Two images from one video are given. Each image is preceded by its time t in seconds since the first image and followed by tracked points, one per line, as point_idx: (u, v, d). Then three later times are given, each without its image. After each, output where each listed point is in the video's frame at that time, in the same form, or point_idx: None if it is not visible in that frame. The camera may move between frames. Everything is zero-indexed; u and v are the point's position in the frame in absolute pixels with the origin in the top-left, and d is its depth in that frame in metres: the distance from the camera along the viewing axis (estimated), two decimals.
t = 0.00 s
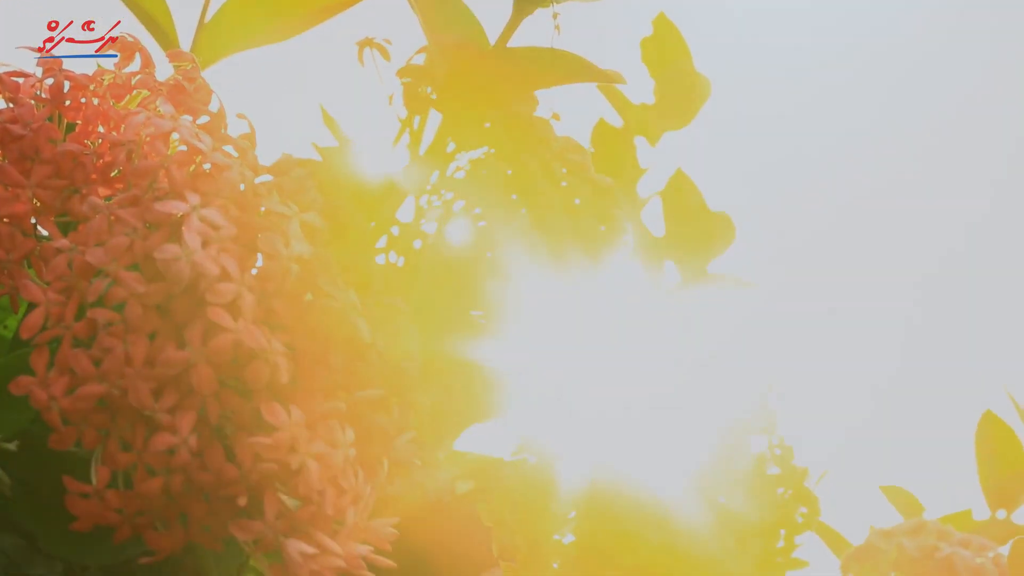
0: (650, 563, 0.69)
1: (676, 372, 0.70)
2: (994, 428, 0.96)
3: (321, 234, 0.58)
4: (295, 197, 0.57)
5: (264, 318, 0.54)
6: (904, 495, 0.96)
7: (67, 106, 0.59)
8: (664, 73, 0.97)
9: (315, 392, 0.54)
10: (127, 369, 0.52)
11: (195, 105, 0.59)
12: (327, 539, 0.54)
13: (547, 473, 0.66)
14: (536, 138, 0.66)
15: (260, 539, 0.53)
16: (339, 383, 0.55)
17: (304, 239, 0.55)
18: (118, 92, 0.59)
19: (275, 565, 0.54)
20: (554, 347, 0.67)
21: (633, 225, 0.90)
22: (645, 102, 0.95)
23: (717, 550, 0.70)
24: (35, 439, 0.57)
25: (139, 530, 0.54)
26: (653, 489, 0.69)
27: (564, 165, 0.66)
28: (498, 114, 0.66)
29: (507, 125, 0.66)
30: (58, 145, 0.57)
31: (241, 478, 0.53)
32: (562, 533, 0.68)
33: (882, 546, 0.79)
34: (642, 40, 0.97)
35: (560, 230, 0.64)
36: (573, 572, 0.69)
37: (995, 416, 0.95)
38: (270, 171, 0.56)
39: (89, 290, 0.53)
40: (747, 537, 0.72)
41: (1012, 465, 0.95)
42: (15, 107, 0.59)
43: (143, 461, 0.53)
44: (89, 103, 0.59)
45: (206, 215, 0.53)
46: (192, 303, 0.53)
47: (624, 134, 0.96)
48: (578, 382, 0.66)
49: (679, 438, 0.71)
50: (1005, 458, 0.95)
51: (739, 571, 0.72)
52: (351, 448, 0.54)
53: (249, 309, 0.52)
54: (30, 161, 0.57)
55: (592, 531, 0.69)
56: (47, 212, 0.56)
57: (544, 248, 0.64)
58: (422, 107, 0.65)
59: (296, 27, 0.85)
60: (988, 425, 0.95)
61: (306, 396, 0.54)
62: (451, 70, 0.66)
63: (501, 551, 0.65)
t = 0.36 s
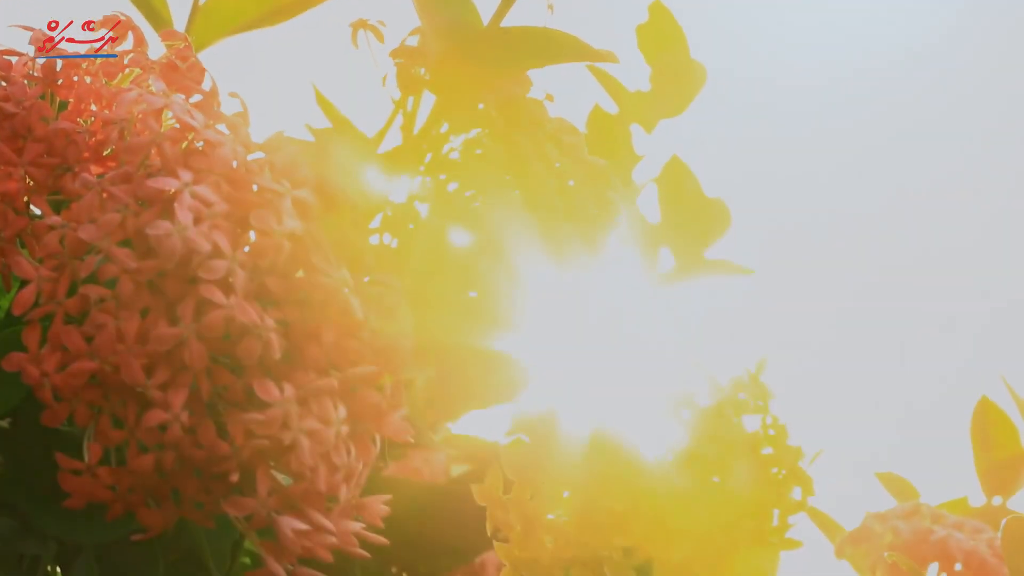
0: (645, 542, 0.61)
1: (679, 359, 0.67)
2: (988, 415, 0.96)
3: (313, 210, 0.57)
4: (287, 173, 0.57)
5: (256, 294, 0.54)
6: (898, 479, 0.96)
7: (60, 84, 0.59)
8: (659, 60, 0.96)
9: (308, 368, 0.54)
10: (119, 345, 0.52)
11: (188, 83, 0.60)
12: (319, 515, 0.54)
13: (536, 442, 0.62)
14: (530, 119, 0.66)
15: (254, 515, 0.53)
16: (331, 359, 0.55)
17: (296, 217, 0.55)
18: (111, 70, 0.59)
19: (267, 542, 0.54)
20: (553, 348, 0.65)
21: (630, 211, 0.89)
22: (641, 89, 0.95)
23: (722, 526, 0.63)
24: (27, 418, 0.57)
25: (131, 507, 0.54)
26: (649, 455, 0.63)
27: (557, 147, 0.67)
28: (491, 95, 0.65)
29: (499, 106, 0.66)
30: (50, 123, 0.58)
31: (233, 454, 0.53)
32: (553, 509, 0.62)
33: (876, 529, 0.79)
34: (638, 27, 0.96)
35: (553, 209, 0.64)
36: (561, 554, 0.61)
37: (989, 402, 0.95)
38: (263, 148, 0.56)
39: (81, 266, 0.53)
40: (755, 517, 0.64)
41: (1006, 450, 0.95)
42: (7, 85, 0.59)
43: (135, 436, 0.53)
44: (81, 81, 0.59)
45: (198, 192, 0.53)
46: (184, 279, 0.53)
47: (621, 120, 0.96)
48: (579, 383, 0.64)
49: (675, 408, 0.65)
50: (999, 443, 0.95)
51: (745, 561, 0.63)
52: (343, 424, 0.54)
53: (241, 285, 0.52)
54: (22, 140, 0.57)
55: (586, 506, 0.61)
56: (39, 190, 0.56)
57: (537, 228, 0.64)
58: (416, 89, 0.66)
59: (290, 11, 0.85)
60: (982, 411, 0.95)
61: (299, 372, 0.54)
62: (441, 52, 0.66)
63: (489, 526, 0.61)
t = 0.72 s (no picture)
0: (637, 522, 0.60)
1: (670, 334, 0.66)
2: (985, 402, 0.96)
3: (306, 186, 0.57)
4: (280, 149, 0.56)
5: (248, 270, 0.54)
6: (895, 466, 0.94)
7: (53, 61, 0.59)
8: (655, 47, 0.96)
9: (300, 345, 0.54)
10: (111, 321, 0.52)
11: (181, 61, 0.60)
12: (312, 492, 0.54)
13: (527, 419, 0.62)
14: (523, 100, 0.67)
15: (246, 492, 0.53)
16: (324, 336, 0.54)
17: (290, 194, 0.55)
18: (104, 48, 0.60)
19: (259, 520, 0.54)
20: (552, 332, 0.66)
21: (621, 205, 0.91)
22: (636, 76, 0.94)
23: (712, 507, 0.61)
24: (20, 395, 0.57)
25: (123, 483, 0.54)
26: (640, 433, 0.62)
27: (550, 127, 0.68)
28: (485, 75, 0.66)
29: (493, 87, 0.66)
30: (44, 101, 0.57)
31: (225, 430, 0.53)
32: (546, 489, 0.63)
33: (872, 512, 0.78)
34: (634, 13, 0.95)
35: (548, 188, 0.65)
36: (553, 533, 0.62)
37: (986, 389, 0.95)
38: (256, 124, 0.56)
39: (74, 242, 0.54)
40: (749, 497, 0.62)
41: (1003, 436, 0.95)
42: None
43: (128, 413, 0.53)
44: (74, 59, 0.59)
45: (190, 168, 0.53)
46: (177, 255, 0.53)
47: (616, 106, 0.96)
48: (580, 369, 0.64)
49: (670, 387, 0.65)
50: (995, 429, 0.94)
51: (739, 540, 0.62)
52: (336, 401, 0.54)
53: (234, 261, 0.52)
54: (15, 117, 0.57)
55: (578, 484, 0.61)
56: (32, 167, 0.56)
57: (530, 208, 0.64)
58: (411, 69, 0.66)
59: None
60: (978, 397, 0.95)
61: (291, 349, 0.54)
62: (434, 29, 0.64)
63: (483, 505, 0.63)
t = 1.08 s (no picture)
0: (630, 504, 0.60)
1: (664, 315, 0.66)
2: (979, 390, 0.96)
3: (298, 166, 0.57)
4: (272, 129, 0.56)
5: (239, 249, 0.54)
6: (890, 455, 0.92)
7: (45, 42, 0.59)
8: (650, 34, 0.95)
9: (292, 324, 0.54)
10: (103, 300, 0.52)
11: (173, 42, 0.60)
12: (304, 471, 0.54)
13: (519, 402, 0.62)
14: (516, 82, 0.66)
15: (237, 471, 0.53)
16: (316, 315, 0.54)
17: (281, 173, 0.55)
18: (95, 30, 0.61)
19: (251, 499, 0.54)
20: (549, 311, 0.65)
21: (615, 193, 0.92)
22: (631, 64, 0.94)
23: (704, 489, 0.61)
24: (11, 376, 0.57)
25: (115, 462, 0.54)
26: (632, 416, 0.63)
27: (544, 110, 0.67)
28: (477, 57, 0.65)
29: (486, 69, 0.66)
30: (35, 81, 0.57)
31: (217, 409, 0.53)
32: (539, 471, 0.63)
33: (867, 497, 0.78)
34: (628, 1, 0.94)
35: (541, 170, 0.64)
36: (546, 515, 0.61)
37: (981, 377, 0.95)
38: (247, 104, 0.56)
39: (66, 221, 0.54)
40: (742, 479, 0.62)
41: (998, 425, 0.95)
42: None
43: (120, 392, 0.53)
44: (66, 40, 0.60)
45: (182, 147, 0.53)
46: (168, 235, 0.53)
47: (612, 94, 0.96)
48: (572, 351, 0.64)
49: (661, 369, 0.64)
50: (990, 418, 0.95)
51: (733, 522, 0.62)
52: (328, 380, 0.54)
53: (225, 240, 0.52)
54: (7, 98, 0.57)
55: (571, 466, 0.61)
56: (23, 148, 0.56)
57: (523, 191, 0.63)
58: (403, 51, 0.66)
59: None
60: (972, 385, 0.95)
61: (282, 328, 0.54)
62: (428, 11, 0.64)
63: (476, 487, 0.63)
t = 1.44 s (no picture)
0: (625, 490, 0.60)
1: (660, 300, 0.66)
2: (976, 381, 0.96)
3: (293, 150, 0.57)
4: (267, 112, 0.56)
5: (234, 232, 0.54)
6: (887, 446, 0.91)
7: (40, 26, 0.59)
8: (647, 25, 0.95)
9: (286, 308, 0.54)
10: (97, 283, 0.52)
11: (168, 26, 0.60)
12: (298, 455, 0.54)
13: (515, 387, 0.62)
14: (511, 68, 0.66)
15: (232, 454, 0.53)
16: (311, 298, 0.54)
17: (276, 156, 0.55)
18: (90, 14, 0.61)
19: (245, 483, 0.54)
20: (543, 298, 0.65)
21: (611, 182, 0.92)
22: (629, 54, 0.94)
23: (699, 474, 0.61)
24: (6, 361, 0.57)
25: (109, 446, 0.54)
26: (628, 401, 0.62)
27: (539, 96, 0.67)
28: (473, 42, 0.65)
29: (481, 55, 0.66)
30: (30, 65, 0.57)
31: (211, 392, 0.53)
32: (535, 456, 0.63)
33: (862, 486, 0.79)
34: None
35: (536, 156, 0.64)
36: (541, 500, 0.61)
37: (978, 368, 0.95)
38: (242, 87, 0.56)
39: (60, 204, 0.54)
40: (738, 464, 0.62)
41: (994, 416, 0.95)
42: None
43: (114, 375, 0.53)
44: (60, 24, 0.60)
45: (176, 130, 0.53)
46: (162, 218, 0.53)
47: (609, 85, 0.96)
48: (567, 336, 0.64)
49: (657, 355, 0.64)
50: (987, 409, 0.95)
51: (728, 508, 0.62)
52: (322, 363, 0.54)
53: (220, 223, 0.52)
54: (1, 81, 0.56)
55: (566, 451, 0.61)
56: (19, 132, 0.56)
57: (518, 176, 0.63)
58: (398, 37, 0.66)
59: None
60: (969, 375, 0.95)
61: (277, 311, 0.54)
62: None
63: (472, 472, 0.64)
